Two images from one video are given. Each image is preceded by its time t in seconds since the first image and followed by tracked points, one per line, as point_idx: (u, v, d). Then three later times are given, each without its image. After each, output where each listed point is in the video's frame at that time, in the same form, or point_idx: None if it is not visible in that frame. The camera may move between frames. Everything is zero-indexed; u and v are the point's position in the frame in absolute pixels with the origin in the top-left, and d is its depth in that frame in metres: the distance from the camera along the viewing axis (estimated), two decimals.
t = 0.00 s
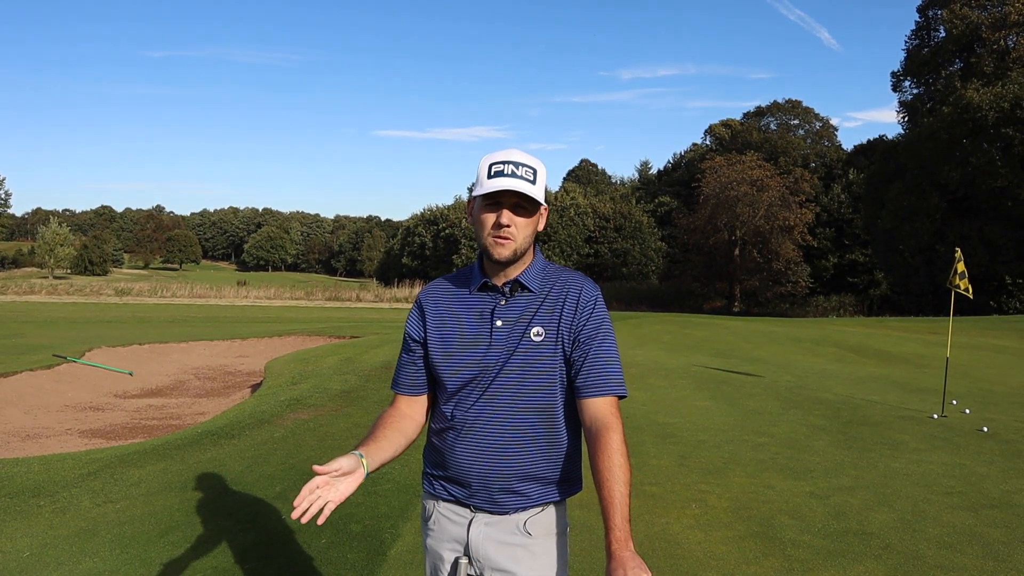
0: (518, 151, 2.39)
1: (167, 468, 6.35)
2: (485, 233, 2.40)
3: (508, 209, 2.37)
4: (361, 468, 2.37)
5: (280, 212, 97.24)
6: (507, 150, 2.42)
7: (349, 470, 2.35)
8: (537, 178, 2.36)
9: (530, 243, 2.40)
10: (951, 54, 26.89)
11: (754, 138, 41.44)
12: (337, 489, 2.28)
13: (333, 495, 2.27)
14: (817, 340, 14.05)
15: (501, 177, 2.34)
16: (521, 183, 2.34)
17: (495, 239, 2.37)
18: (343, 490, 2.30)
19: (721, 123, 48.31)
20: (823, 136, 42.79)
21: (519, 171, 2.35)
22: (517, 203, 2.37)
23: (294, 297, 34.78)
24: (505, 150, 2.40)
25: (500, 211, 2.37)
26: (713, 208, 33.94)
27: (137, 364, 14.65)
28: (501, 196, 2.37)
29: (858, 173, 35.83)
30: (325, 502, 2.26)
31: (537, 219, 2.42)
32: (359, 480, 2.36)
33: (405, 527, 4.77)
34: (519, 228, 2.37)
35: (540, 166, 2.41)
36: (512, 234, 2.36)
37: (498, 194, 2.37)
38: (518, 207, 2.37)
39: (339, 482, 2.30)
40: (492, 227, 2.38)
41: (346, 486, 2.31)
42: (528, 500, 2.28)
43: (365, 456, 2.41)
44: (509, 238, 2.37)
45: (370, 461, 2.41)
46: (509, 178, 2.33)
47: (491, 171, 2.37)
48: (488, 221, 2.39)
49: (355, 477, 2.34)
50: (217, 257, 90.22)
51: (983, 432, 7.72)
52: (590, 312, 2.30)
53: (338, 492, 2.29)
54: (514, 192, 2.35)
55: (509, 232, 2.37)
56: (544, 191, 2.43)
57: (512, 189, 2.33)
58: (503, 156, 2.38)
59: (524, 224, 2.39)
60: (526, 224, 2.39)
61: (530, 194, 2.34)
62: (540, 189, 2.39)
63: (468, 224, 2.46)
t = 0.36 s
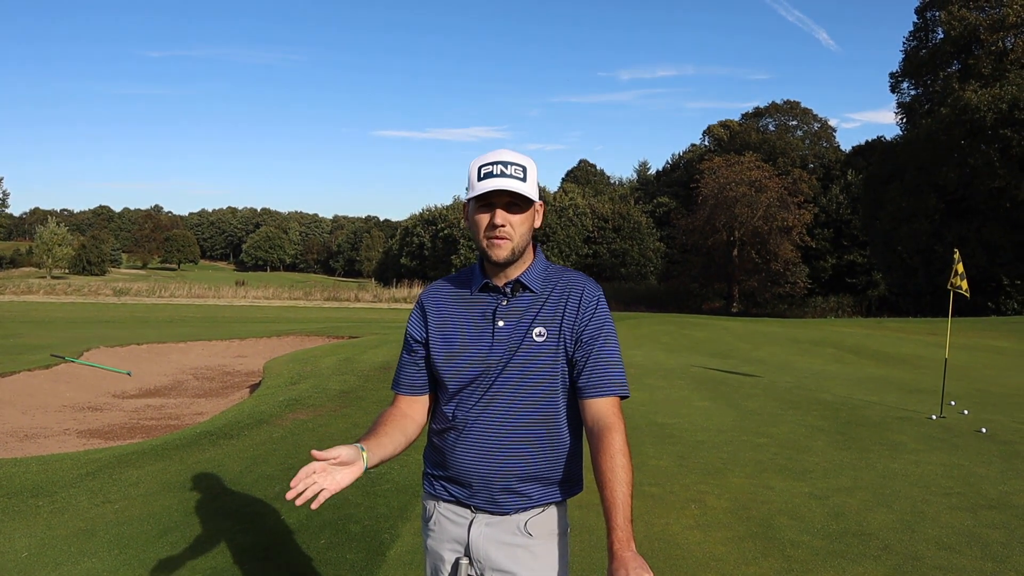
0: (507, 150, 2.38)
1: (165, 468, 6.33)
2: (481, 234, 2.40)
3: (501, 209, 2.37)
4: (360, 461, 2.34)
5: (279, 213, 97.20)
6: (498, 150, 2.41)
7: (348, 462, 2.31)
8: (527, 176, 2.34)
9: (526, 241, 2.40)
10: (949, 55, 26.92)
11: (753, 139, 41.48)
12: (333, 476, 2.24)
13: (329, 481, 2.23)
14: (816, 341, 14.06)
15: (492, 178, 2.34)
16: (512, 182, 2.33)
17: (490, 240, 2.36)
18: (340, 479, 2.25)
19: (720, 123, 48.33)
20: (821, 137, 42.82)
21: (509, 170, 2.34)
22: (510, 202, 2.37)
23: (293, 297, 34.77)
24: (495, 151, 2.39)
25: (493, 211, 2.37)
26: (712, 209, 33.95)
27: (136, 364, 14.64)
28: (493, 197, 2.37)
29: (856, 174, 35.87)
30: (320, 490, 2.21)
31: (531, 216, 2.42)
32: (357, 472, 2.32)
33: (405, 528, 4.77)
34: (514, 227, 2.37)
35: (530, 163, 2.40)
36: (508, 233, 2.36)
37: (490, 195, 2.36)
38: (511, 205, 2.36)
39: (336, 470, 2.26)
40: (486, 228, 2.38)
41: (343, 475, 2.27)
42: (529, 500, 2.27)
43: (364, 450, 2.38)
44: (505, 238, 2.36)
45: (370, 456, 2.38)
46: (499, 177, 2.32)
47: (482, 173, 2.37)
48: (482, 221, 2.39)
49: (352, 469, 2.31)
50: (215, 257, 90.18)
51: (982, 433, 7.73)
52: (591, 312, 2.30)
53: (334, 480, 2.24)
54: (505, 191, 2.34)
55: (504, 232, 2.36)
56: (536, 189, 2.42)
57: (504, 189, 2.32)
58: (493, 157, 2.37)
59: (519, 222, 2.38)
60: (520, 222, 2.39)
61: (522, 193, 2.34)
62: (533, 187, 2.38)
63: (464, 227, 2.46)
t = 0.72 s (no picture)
0: (512, 150, 2.38)
1: (165, 468, 6.33)
2: (485, 233, 2.40)
3: (505, 208, 2.37)
4: (369, 467, 2.36)
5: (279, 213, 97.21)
6: (502, 150, 2.41)
7: (358, 470, 2.34)
8: (532, 176, 2.35)
9: (530, 240, 2.40)
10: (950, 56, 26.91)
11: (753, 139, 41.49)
12: (345, 486, 2.26)
13: (341, 492, 2.25)
14: (816, 342, 14.06)
15: (497, 177, 2.34)
16: (518, 182, 2.34)
17: (495, 240, 2.37)
18: (351, 488, 2.28)
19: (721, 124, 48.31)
20: (822, 138, 42.81)
21: (514, 171, 2.34)
22: (515, 201, 2.37)
23: (293, 297, 34.76)
24: (500, 150, 2.39)
25: (498, 210, 2.37)
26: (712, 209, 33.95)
27: (136, 363, 14.63)
28: (498, 196, 2.37)
29: (857, 175, 35.87)
30: (333, 500, 2.24)
31: (535, 216, 2.42)
32: (367, 480, 2.34)
33: (405, 528, 4.77)
34: (518, 227, 2.38)
35: (534, 163, 2.40)
36: (512, 233, 2.37)
37: (495, 194, 2.37)
38: (516, 205, 2.37)
39: (347, 479, 2.28)
40: (490, 228, 2.38)
41: (354, 484, 2.29)
42: (530, 501, 2.28)
43: (373, 456, 2.41)
44: (509, 237, 2.37)
45: (378, 462, 2.41)
46: (504, 177, 2.33)
47: (486, 172, 2.36)
48: (486, 221, 2.39)
49: (362, 476, 2.34)
50: (216, 257, 90.17)
51: (982, 434, 7.73)
52: (593, 312, 2.30)
53: (346, 490, 2.27)
54: (511, 191, 2.35)
55: (508, 231, 2.37)
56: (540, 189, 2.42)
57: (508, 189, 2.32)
58: (498, 156, 2.37)
59: (523, 221, 2.39)
60: (524, 222, 2.39)
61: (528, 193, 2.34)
62: (536, 186, 2.39)
63: (467, 226, 2.46)
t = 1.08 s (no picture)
0: (513, 152, 2.37)
1: (165, 466, 6.33)
2: (485, 236, 2.40)
3: (506, 212, 2.35)
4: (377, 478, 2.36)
5: (280, 211, 97.20)
6: (504, 151, 2.40)
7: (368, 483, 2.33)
8: (533, 180, 2.33)
9: (531, 244, 2.39)
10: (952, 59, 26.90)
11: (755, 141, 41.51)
12: (358, 498, 2.26)
13: (354, 504, 2.25)
14: (816, 344, 14.06)
15: (498, 180, 2.33)
16: (519, 185, 2.32)
17: (495, 243, 2.36)
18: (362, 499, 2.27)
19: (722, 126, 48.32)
20: (823, 141, 42.78)
21: (515, 174, 2.33)
22: (516, 205, 2.35)
23: (293, 295, 34.75)
24: (501, 152, 2.38)
25: (499, 214, 2.36)
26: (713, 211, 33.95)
27: (136, 361, 14.63)
28: (498, 199, 2.36)
29: (858, 178, 35.86)
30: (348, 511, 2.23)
31: (537, 219, 2.40)
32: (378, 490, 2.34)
33: (404, 527, 4.77)
34: (518, 230, 2.37)
35: (536, 165, 2.38)
36: (512, 237, 2.36)
37: (495, 198, 2.36)
38: (516, 209, 2.35)
39: (360, 491, 2.28)
40: (491, 231, 2.37)
41: (366, 495, 2.29)
42: (530, 502, 2.27)
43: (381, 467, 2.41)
44: (510, 240, 2.36)
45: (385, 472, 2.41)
46: (503, 181, 2.32)
47: (487, 175, 2.36)
48: (487, 224, 2.39)
49: (374, 487, 2.33)
50: (217, 255, 90.16)
51: (982, 438, 7.73)
52: (593, 312, 2.29)
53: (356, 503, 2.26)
54: (511, 195, 2.33)
55: (509, 234, 2.36)
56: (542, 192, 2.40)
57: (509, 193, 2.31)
58: (499, 159, 2.36)
59: (524, 226, 2.37)
60: (525, 226, 2.38)
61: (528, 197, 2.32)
62: (537, 190, 2.37)
63: (469, 228, 2.45)
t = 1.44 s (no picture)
0: (492, 156, 2.35)
1: (163, 464, 6.32)
2: (475, 243, 2.39)
3: (489, 218, 2.33)
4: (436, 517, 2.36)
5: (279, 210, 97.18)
6: (485, 157, 2.39)
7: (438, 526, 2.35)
8: (512, 181, 2.29)
9: (521, 245, 2.36)
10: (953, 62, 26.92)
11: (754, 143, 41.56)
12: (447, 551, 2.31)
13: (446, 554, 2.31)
14: (815, 346, 14.06)
15: (477, 187, 2.32)
16: (499, 189, 2.29)
17: (483, 249, 2.35)
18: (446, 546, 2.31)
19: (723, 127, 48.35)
20: (824, 143, 42.80)
21: (495, 177, 2.31)
22: (498, 210, 2.33)
23: (292, 294, 34.73)
24: (481, 158, 2.37)
25: (483, 221, 2.34)
26: (713, 212, 33.97)
27: (134, 359, 14.61)
28: (481, 206, 2.34)
29: (858, 180, 35.90)
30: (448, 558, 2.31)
31: (523, 219, 2.36)
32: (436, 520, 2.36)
33: (402, 526, 4.76)
34: (505, 234, 2.34)
35: (517, 164, 2.35)
36: (499, 240, 2.33)
37: (478, 205, 2.34)
38: (500, 213, 2.32)
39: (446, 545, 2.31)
40: (478, 239, 2.37)
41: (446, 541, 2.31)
42: (531, 502, 2.27)
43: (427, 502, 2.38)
44: (498, 245, 2.34)
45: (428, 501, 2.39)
46: (481, 187, 2.30)
47: (468, 184, 2.35)
48: (475, 231, 2.38)
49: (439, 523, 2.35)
50: (216, 253, 90.08)
51: (980, 440, 7.73)
52: (594, 312, 2.29)
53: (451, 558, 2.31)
54: (490, 199, 2.30)
55: (495, 240, 2.34)
56: (527, 189, 2.35)
57: (486, 198, 2.28)
58: (478, 165, 2.35)
59: (511, 228, 2.34)
60: (514, 227, 2.35)
61: (506, 199, 2.28)
62: (521, 190, 2.32)
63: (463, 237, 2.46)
